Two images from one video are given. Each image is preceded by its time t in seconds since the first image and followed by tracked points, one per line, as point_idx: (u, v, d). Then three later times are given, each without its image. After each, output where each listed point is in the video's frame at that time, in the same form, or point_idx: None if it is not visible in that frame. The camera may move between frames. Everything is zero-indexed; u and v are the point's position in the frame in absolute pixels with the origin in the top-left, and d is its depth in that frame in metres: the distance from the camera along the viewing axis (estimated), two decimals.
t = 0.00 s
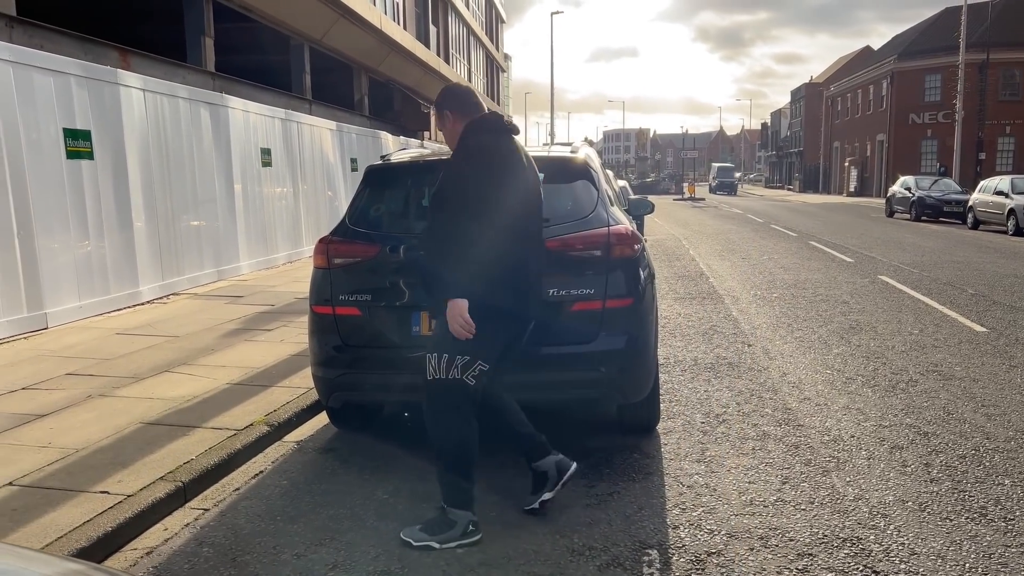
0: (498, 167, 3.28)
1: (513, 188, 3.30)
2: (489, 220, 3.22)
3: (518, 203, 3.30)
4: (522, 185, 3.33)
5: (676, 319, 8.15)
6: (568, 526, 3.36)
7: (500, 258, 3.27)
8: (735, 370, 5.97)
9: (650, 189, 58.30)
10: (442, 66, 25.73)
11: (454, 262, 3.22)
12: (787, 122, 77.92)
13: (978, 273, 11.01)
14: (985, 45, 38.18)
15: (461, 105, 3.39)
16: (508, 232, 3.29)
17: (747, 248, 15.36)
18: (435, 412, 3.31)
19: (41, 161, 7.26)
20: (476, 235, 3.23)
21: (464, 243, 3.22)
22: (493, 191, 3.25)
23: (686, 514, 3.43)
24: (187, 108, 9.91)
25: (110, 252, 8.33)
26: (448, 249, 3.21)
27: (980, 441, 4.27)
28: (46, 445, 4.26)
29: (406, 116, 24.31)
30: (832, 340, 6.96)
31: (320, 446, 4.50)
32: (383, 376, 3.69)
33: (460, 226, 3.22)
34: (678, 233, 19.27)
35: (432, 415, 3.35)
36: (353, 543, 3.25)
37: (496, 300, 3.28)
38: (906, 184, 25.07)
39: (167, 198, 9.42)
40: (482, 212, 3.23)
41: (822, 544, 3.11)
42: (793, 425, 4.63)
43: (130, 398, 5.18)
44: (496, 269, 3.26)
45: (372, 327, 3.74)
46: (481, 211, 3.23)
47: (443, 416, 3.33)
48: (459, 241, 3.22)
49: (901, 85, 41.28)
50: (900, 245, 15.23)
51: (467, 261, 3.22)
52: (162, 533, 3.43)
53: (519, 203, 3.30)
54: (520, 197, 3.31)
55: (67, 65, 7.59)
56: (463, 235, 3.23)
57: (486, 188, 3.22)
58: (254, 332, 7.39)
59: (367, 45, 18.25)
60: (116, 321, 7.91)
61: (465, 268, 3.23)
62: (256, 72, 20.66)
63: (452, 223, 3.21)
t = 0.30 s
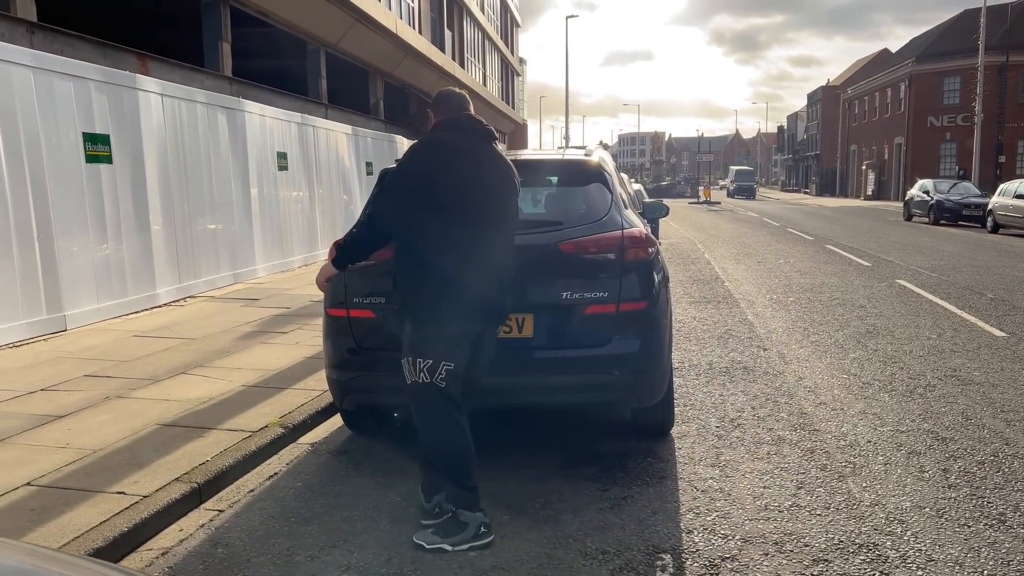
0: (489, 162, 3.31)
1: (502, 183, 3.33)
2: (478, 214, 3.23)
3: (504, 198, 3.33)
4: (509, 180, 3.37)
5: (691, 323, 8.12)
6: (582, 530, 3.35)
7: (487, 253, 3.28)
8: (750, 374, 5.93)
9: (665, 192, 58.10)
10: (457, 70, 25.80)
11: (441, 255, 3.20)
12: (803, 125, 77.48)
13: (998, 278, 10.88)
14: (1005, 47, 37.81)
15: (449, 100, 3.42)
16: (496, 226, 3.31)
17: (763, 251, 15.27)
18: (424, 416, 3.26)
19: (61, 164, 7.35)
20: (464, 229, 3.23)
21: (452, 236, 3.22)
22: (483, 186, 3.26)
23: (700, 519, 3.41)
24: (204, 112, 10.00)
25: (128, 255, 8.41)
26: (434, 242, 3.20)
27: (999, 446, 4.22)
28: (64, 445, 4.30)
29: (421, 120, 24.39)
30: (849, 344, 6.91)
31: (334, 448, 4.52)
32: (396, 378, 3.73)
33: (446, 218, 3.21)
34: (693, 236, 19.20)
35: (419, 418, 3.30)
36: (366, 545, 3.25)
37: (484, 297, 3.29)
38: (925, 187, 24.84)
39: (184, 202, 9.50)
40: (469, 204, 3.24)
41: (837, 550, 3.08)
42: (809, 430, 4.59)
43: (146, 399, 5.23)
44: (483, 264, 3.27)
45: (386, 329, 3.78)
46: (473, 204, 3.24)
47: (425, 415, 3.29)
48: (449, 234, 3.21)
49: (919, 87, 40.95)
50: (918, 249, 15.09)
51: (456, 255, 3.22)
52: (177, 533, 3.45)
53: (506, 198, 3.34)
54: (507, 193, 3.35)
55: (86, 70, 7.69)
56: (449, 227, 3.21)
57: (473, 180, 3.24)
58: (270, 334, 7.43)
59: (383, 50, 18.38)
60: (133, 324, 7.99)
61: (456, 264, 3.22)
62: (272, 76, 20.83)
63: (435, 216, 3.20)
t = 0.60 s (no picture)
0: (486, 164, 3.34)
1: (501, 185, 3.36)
2: (479, 213, 3.24)
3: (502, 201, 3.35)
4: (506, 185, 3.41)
5: (704, 326, 8.08)
6: (594, 533, 3.33)
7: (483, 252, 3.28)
8: (764, 378, 5.89)
9: (679, 196, 57.91)
10: (470, 73, 25.86)
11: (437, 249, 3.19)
12: (817, 128, 77.05)
13: (1016, 282, 10.76)
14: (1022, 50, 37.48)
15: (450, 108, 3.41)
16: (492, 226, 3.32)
17: (777, 255, 15.19)
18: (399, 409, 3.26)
19: (78, 167, 7.42)
20: (463, 224, 3.23)
21: (450, 231, 3.21)
22: (482, 185, 3.28)
23: (713, 523, 3.38)
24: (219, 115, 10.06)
25: (143, 257, 8.47)
26: (434, 236, 3.20)
27: (1017, 453, 4.16)
28: (79, 445, 4.33)
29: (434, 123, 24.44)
30: (864, 349, 6.85)
31: (346, 450, 4.53)
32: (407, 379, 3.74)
33: (445, 216, 3.22)
34: (706, 240, 19.12)
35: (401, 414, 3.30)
36: (378, 547, 3.25)
37: (477, 295, 3.26)
38: (940, 191, 24.64)
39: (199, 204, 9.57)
40: (469, 202, 3.25)
41: (852, 555, 3.05)
42: (823, 434, 4.55)
43: (160, 400, 5.26)
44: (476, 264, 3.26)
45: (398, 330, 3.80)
46: (472, 200, 3.25)
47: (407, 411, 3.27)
48: (447, 230, 3.20)
49: (935, 91, 40.64)
50: (934, 253, 14.96)
51: (452, 251, 3.21)
52: (190, 533, 3.47)
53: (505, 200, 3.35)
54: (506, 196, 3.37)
55: (103, 73, 7.76)
56: (447, 221, 3.21)
57: (476, 181, 3.27)
58: (283, 336, 7.46)
59: (396, 54, 18.45)
60: (148, 325, 8.04)
61: (452, 259, 3.21)
62: (286, 80, 20.96)
63: (436, 213, 3.21)
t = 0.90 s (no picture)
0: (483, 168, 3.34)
1: (499, 191, 3.35)
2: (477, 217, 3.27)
3: (499, 207, 3.34)
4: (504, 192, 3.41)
5: (715, 330, 8.05)
6: (603, 536, 3.32)
7: (476, 257, 3.28)
8: (775, 382, 5.86)
9: (690, 199, 57.77)
10: (482, 76, 25.91)
11: (428, 251, 3.20)
12: (830, 131, 76.70)
13: None
14: None
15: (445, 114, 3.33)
16: (487, 231, 3.31)
17: (788, 258, 15.13)
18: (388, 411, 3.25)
19: (92, 170, 7.48)
20: (456, 228, 3.24)
21: (443, 234, 3.22)
22: (478, 189, 3.27)
23: (723, 527, 3.37)
24: (232, 118, 10.12)
25: (156, 259, 8.53)
26: (432, 237, 3.21)
27: None
28: (92, 445, 4.37)
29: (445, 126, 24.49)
30: (876, 353, 6.80)
31: (356, 452, 4.54)
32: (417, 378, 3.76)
33: (445, 217, 3.23)
34: (718, 243, 19.07)
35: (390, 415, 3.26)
36: (387, 549, 3.26)
37: (470, 300, 3.24)
38: (954, 195, 24.47)
39: (211, 207, 9.63)
40: (463, 206, 3.25)
41: (863, 561, 3.02)
42: (835, 439, 4.52)
43: (172, 401, 5.29)
44: (469, 268, 3.26)
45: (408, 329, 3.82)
46: (467, 205, 3.26)
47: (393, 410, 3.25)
48: (445, 232, 3.23)
49: (949, 93, 40.38)
50: (948, 257, 14.86)
51: (443, 254, 3.21)
52: (201, 534, 3.48)
53: (502, 207, 3.34)
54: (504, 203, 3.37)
55: (117, 77, 7.82)
56: (439, 225, 3.21)
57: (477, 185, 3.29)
58: (294, 338, 7.49)
59: (408, 57, 18.48)
60: (160, 327, 8.09)
61: (444, 262, 3.21)
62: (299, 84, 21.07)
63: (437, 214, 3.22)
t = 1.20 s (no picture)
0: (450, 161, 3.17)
1: (470, 182, 3.16)
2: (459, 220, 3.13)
3: (472, 199, 3.14)
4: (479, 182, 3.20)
5: (725, 331, 8.02)
6: (611, 538, 3.31)
7: (446, 254, 3.11)
8: (785, 384, 5.84)
9: (700, 199, 57.60)
10: (492, 77, 25.93)
11: (391, 253, 3.09)
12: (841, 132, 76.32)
13: None
14: None
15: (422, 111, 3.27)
16: (459, 226, 3.14)
17: (799, 260, 15.07)
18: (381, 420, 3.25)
19: (104, 169, 7.53)
20: (422, 227, 3.10)
21: (406, 235, 3.09)
22: (444, 184, 3.12)
23: (732, 529, 3.35)
24: (242, 118, 10.16)
25: (167, 259, 8.58)
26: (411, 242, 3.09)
27: None
28: (103, 444, 4.40)
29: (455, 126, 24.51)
30: (887, 355, 6.76)
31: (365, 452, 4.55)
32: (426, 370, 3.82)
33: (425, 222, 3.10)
34: (728, 244, 19.00)
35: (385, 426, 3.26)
36: (395, 549, 3.26)
37: (439, 299, 3.10)
38: (967, 196, 24.31)
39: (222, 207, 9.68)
40: (429, 203, 3.11)
41: (873, 564, 3.01)
42: (845, 441, 4.50)
43: (183, 400, 5.32)
44: (438, 267, 3.10)
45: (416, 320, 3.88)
46: (432, 201, 3.11)
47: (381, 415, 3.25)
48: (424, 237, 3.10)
49: (962, 93, 40.11)
50: (961, 258, 14.75)
51: (408, 255, 3.09)
52: (211, 533, 3.50)
53: (476, 198, 3.15)
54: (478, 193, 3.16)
55: (129, 78, 7.88)
56: (401, 225, 3.10)
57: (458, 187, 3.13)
58: (304, 338, 7.51)
59: (418, 57, 18.50)
60: (171, 326, 8.14)
61: (408, 262, 3.09)
62: (309, 84, 21.13)
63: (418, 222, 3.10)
